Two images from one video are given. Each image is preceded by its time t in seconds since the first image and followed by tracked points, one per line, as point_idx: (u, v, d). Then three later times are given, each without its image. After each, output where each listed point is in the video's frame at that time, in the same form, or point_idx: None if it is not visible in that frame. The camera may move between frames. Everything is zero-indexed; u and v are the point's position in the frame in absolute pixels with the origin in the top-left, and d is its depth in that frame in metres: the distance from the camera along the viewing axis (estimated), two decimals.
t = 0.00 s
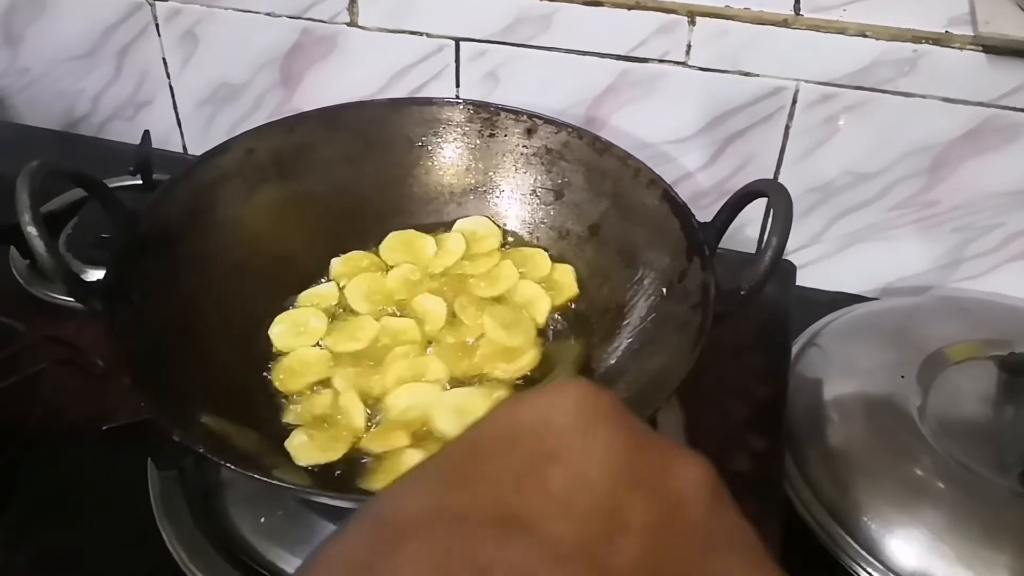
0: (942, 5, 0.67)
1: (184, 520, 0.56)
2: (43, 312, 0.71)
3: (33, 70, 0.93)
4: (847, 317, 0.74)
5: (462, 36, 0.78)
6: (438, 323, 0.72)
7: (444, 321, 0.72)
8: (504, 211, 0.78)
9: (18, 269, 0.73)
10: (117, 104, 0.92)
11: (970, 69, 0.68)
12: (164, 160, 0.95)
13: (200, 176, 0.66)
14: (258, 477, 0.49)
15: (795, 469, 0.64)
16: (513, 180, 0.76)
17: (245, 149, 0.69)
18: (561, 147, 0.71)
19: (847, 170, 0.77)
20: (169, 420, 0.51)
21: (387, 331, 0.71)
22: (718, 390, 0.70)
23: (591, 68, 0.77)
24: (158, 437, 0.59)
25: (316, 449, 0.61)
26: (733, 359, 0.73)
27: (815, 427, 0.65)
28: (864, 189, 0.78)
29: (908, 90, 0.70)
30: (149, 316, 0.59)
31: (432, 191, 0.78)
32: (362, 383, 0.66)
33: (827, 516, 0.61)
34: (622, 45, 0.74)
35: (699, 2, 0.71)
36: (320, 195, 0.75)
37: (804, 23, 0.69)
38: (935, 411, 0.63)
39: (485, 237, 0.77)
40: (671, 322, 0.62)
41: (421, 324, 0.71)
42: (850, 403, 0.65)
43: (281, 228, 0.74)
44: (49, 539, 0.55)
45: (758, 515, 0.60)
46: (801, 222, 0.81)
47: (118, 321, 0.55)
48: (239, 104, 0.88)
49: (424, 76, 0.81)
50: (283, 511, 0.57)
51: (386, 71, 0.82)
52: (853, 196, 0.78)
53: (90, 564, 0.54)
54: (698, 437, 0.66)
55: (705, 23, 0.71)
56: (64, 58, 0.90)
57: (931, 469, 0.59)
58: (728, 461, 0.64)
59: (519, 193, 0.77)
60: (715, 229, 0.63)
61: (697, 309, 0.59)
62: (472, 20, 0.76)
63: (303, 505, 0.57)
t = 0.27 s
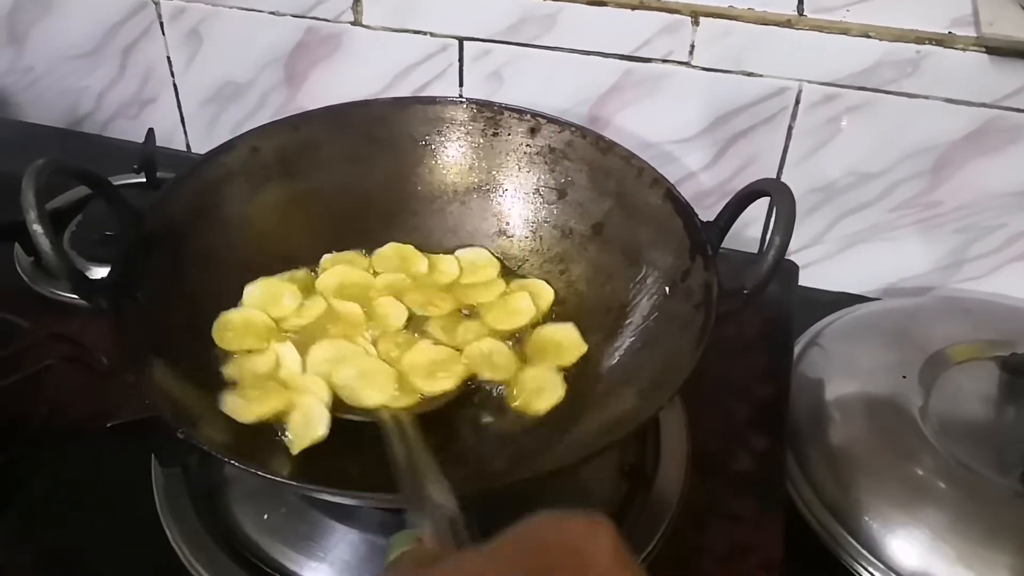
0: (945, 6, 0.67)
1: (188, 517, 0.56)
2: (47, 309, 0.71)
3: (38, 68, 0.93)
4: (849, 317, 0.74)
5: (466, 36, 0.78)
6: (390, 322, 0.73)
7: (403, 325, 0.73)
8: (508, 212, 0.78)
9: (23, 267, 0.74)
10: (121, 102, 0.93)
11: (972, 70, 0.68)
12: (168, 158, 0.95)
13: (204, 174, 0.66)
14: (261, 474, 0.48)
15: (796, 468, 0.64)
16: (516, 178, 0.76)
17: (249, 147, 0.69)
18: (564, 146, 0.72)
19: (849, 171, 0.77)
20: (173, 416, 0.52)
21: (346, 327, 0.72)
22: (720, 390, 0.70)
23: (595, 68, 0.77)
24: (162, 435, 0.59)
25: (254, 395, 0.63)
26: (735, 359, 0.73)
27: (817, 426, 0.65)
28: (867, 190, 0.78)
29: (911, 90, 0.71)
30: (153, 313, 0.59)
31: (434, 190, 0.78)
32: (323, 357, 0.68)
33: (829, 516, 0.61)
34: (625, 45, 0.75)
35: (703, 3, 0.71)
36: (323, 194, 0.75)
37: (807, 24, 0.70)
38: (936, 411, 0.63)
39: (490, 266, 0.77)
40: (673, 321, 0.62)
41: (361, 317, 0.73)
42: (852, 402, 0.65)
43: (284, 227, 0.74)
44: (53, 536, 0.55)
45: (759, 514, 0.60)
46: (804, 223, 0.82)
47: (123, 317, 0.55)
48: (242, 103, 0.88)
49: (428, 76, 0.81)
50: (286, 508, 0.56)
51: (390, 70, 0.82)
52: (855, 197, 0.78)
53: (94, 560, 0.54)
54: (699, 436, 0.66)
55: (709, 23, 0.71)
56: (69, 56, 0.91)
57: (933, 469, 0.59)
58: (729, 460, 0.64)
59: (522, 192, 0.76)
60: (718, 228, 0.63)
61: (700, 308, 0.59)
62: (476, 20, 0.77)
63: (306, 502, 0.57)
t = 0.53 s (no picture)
0: (946, 6, 0.67)
1: (186, 516, 0.56)
2: (46, 306, 0.71)
3: (38, 66, 0.93)
4: (849, 318, 0.74)
5: (466, 35, 0.78)
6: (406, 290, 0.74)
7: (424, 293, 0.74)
8: (508, 210, 0.78)
9: (22, 265, 0.74)
10: (122, 101, 0.92)
11: (973, 70, 0.68)
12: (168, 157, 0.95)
13: (204, 173, 0.66)
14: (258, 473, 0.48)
15: (795, 468, 0.64)
16: (516, 178, 0.76)
17: (248, 145, 0.69)
18: (564, 145, 0.72)
19: (850, 170, 0.77)
20: (171, 415, 0.51)
21: (363, 293, 0.73)
22: (720, 390, 0.70)
23: (595, 67, 0.77)
24: (161, 433, 0.59)
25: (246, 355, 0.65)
26: (735, 359, 0.73)
27: (816, 427, 0.65)
28: (867, 190, 0.78)
29: (911, 90, 0.70)
30: (152, 311, 0.59)
31: (434, 189, 0.77)
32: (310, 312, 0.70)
33: (828, 517, 0.61)
34: (625, 45, 0.75)
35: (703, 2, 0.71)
36: (323, 193, 0.74)
37: (808, 23, 0.70)
38: (936, 412, 0.63)
39: (533, 285, 0.75)
40: (672, 321, 0.62)
41: (381, 288, 0.74)
42: (852, 403, 0.65)
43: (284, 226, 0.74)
44: (52, 534, 0.55)
45: (758, 515, 0.60)
46: (804, 222, 0.81)
47: (122, 316, 0.55)
48: (243, 102, 0.88)
49: (428, 74, 0.81)
50: (284, 507, 0.56)
51: (390, 69, 0.82)
52: (856, 196, 0.78)
53: (92, 558, 0.54)
54: (699, 436, 0.66)
55: (709, 23, 0.71)
56: (70, 54, 0.91)
57: (932, 470, 0.59)
58: (729, 460, 0.64)
59: (521, 192, 0.76)
60: (718, 228, 0.63)
61: (699, 307, 0.59)
62: (476, 19, 0.77)
63: (304, 502, 0.56)
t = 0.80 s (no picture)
0: (943, 6, 0.67)
1: (181, 517, 0.56)
2: (44, 307, 0.71)
3: (36, 66, 0.93)
4: (848, 317, 0.74)
5: (463, 34, 0.78)
6: (435, 248, 0.74)
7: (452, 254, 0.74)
8: (504, 210, 0.78)
9: (19, 266, 0.73)
10: (120, 101, 0.92)
11: (971, 70, 0.68)
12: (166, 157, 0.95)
13: (200, 173, 0.66)
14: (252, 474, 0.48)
15: (793, 468, 0.64)
16: (512, 178, 0.76)
17: (245, 145, 0.69)
18: (561, 145, 0.72)
19: (848, 170, 0.77)
20: (166, 415, 0.51)
21: (388, 251, 0.73)
22: (719, 390, 0.70)
23: (593, 67, 0.76)
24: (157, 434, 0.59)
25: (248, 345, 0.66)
26: (733, 359, 0.73)
27: (814, 427, 0.65)
28: (866, 190, 0.77)
29: (909, 90, 0.70)
30: (148, 312, 0.59)
31: (431, 189, 0.77)
32: (332, 270, 0.70)
33: (826, 517, 0.61)
34: (622, 44, 0.74)
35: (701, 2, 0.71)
36: (319, 193, 0.74)
37: (805, 23, 0.69)
38: (935, 412, 0.63)
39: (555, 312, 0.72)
40: (669, 321, 0.61)
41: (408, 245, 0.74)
42: (849, 403, 0.65)
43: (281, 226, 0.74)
44: (47, 536, 0.55)
45: (756, 515, 0.60)
46: (802, 222, 0.81)
47: (118, 316, 0.55)
48: (240, 102, 0.88)
49: (426, 74, 0.81)
50: (280, 508, 0.56)
51: (388, 68, 0.82)
52: (855, 196, 0.78)
53: (87, 559, 0.54)
54: (696, 436, 0.66)
55: (707, 22, 0.71)
56: (67, 55, 0.90)
57: (930, 470, 0.59)
58: (726, 461, 0.64)
59: (518, 192, 0.76)
60: (714, 228, 0.63)
61: (696, 307, 0.58)
62: (473, 19, 0.76)
63: (300, 502, 0.56)
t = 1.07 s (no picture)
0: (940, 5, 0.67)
1: (177, 517, 0.56)
2: (40, 308, 0.71)
3: (32, 67, 0.93)
4: (845, 317, 0.74)
5: (460, 35, 0.77)
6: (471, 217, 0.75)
7: (488, 224, 0.75)
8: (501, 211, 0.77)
9: (15, 267, 0.73)
10: (116, 101, 0.92)
11: (968, 70, 0.68)
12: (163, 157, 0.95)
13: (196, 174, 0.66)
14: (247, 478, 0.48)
15: (790, 469, 0.64)
16: (509, 178, 0.76)
17: (241, 146, 0.69)
18: (557, 145, 0.72)
19: (846, 170, 0.77)
20: (162, 418, 0.51)
21: (423, 221, 0.74)
22: (716, 390, 0.70)
23: (589, 67, 0.76)
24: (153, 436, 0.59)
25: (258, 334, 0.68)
26: (731, 360, 0.72)
27: (812, 427, 0.65)
28: (864, 189, 0.77)
29: (906, 90, 0.70)
30: (143, 313, 0.59)
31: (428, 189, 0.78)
32: (369, 247, 0.72)
33: (823, 518, 0.61)
34: (619, 44, 0.74)
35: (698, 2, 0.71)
36: (316, 194, 0.74)
37: (802, 23, 0.69)
38: (932, 412, 0.63)
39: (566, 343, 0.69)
40: (666, 321, 0.61)
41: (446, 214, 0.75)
42: (847, 403, 0.65)
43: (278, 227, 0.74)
44: (43, 536, 0.55)
45: (753, 516, 0.60)
46: (800, 222, 0.81)
47: (113, 318, 0.55)
48: (237, 102, 0.88)
49: (423, 74, 0.81)
50: (276, 510, 0.56)
51: (384, 69, 0.82)
52: (852, 195, 0.78)
53: (83, 561, 0.54)
54: (694, 437, 0.66)
55: (703, 22, 0.71)
56: (64, 55, 0.90)
57: (928, 470, 0.59)
58: (723, 461, 0.64)
59: (515, 192, 0.76)
60: (711, 229, 0.63)
61: (693, 308, 0.58)
62: (470, 19, 0.76)
63: (297, 503, 0.56)
